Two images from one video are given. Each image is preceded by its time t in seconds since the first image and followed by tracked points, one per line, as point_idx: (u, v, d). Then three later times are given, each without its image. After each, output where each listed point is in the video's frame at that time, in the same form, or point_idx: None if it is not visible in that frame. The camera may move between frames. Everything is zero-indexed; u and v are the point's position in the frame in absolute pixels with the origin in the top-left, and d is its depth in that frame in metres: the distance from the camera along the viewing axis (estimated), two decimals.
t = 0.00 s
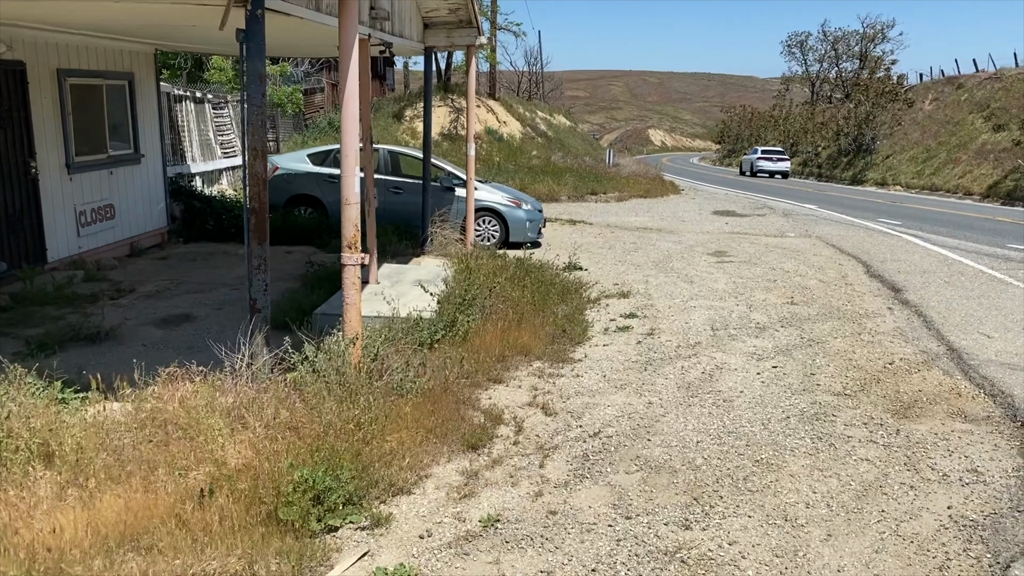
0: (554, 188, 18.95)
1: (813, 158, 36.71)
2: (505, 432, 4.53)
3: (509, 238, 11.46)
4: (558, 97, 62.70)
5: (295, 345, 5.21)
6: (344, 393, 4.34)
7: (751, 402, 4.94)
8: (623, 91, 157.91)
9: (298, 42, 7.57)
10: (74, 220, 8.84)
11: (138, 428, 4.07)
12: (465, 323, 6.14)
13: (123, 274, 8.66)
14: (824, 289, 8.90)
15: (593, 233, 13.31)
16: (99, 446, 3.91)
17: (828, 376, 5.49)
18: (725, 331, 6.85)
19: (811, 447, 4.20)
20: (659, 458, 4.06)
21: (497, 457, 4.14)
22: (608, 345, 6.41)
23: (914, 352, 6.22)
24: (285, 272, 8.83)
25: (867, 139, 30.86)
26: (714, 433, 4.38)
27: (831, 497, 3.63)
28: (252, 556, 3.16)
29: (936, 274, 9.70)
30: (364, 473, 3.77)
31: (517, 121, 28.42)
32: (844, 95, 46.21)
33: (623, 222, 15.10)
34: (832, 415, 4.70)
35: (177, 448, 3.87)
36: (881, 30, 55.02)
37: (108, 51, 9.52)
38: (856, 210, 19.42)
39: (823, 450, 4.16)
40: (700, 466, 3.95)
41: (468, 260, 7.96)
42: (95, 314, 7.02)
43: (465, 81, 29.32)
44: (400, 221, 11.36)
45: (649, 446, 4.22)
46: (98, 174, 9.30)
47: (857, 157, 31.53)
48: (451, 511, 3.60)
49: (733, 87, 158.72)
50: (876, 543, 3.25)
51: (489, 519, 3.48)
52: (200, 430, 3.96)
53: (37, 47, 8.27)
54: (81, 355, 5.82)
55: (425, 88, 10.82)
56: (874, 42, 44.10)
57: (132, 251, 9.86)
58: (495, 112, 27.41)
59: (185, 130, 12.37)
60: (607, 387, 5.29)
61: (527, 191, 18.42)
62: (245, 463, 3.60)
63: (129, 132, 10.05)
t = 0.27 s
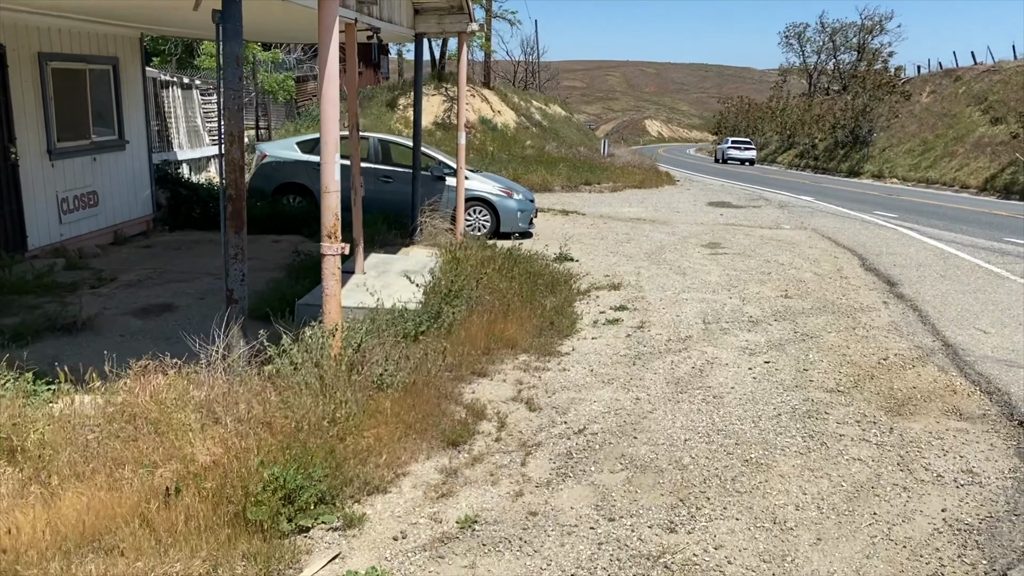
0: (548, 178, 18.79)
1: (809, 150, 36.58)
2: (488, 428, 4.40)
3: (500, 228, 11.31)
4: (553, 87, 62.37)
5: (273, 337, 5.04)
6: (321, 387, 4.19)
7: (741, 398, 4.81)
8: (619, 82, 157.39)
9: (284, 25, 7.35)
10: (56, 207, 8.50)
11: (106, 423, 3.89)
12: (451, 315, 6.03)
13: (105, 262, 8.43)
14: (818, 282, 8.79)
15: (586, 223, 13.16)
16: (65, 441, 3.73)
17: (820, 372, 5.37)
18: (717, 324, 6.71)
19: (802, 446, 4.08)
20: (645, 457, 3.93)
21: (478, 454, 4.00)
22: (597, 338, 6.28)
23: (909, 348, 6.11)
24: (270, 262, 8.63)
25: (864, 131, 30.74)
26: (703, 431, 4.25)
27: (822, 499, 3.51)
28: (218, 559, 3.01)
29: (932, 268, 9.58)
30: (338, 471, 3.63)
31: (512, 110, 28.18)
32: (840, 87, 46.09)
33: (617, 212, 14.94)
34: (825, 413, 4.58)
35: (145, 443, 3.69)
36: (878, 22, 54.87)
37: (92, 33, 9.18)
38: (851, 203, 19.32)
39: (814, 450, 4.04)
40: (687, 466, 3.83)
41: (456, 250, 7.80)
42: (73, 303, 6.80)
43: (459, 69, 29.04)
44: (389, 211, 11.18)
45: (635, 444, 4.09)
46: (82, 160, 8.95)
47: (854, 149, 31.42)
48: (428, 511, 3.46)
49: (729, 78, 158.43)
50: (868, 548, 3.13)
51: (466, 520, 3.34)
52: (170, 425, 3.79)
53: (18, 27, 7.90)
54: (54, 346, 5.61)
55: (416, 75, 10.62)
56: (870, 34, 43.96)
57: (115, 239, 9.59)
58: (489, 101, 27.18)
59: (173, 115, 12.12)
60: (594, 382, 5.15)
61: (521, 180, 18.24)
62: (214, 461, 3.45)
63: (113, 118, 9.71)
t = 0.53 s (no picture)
0: (546, 171, 18.61)
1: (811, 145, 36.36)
2: (472, 431, 4.26)
3: (495, 223, 11.16)
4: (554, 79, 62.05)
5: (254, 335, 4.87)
6: (299, 389, 4.04)
7: (734, 402, 4.67)
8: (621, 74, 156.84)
9: (273, 13, 7.14)
10: (43, 199, 8.16)
11: (74, 424, 3.73)
12: (440, 312, 5.90)
13: (92, 255, 8.25)
14: (817, 280, 8.64)
15: (582, 217, 13.00)
16: (31, 443, 3.55)
17: (816, 374, 5.23)
18: (713, 323, 6.56)
19: (796, 453, 3.94)
20: (633, 464, 3.79)
21: (460, 460, 3.86)
22: (589, 337, 6.13)
23: (909, 349, 5.98)
24: (260, 255, 8.46)
25: (866, 125, 30.55)
26: (694, 437, 4.11)
27: (815, 511, 3.38)
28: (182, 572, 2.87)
29: (932, 266, 9.44)
30: (312, 478, 3.50)
31: (511, 102, 27.96)
32: (843, 81, 45.84)
33: (615, 206, 14.78)
34: (820, 418, 4.44)
35: (113, 447, 3.53)
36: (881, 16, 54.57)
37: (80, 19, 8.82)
38: (852, 198, 19.15)
39: (808, 458, 3.90)
40: (676, 474, 3.68)
41: (448, 245, 7.65)
42: (55, 296, 6.61)
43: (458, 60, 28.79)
44: (383, 203, 11.02)
45: (623, 451, 3.95)
46: (69, 150, 8.62)
47: (855, 144, 31.23)
48: (404, 521, 3.33)
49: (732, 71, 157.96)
50: (862, 565, 2.99)
51: (444, 531, 3.20)
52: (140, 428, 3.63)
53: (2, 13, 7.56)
54: (30, 342, 5.43)
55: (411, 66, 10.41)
56: (873, 28, 43.70)
57: (103, 231, 9.27)
58: (489, 92, 26.95)
59: (165, 104, 11.92)
60: (583, 383, 5.01)
61: (519, 173, 18.07)
62: (182, 467, 3.29)
63: (103, 107, 9.36)
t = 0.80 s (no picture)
0: (551, 166, 18.45)
1: (818, 140, 36.12)
2: (468, 435, 4.13)
3: (497, 218, 11.01)
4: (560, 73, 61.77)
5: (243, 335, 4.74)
6: (288, 392, 3.91)
7: (738, 407, 4.53)
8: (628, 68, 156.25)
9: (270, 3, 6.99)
10: (37, 190, 8.04)
11: (54, 425, 3.59)
12: (437, 310, 5.80)
13: (87, 248, 8.11)
14: (824, 279, 8.49)
15: (586, 213, 12.84)
16: (8, 446, 3.42)
17: (823, 378, 5.09)
18: (718, 323, 6.41)
19: (803, 462, 3.80)
20: (633, 472, 3.65)
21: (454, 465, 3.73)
22: (590, 337, 6.00)
23: (918, 352, 5.82)
24: (258, 250, 8.33)
25: (874, 121, 30.28)
26: (697, 443, 3.97)
27: (822, 524, 3.24)
28: None
29: (942, 265, 9.27)
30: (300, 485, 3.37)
31: (516, 95, 27.75)
32: (851, 76, 45.49)
33: (619, 202, 14.61)
34: (827, 425, 4.31)
35: (94, 449, 3.40)
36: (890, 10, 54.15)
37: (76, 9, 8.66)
38: (860, 195, 18.94)
39: (815, 467, 3.76)
40: (678, 483, 3.55)
41: (448, 241, 7.51)
42: (48, 290, 6.49)
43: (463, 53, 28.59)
44: (384, 198, 10.88)
45: (623, 458, 3.81)
46: (65, 141, 8.48)
47: (863, 140, 30.97)
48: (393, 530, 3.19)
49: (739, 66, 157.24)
50: None
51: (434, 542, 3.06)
52: (122, 430, 3.50)
53: None
54: (19, 338, 5.31)
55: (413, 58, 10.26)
56: (883, 22, 43.33)
57: (100, 223, 9.14)
58: (494, 86, 26.77)
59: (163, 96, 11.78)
60: (583, 386, 4.88)
61: (523, 167, 17.90)
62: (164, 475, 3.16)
63: (100, 98, 9.22)
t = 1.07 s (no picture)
0: (558, 159, 18.27)
1: (828, 135, 35.82)
2: (471, 438, 3.98)
3: (503, 212, 10.86)
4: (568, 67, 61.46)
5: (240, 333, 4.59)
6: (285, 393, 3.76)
7: (750, 411, 4.37)
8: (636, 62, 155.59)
9: None
10: (36, 181, 7.91)
11: (41, 425, 3.45)
12: (441, 306, 5.66)
13: (86, 241, 7.99)
14: (836, 277, 8.31)
15: (594, 207, 12.67)
16: None
17: (838, 380, 4.92)
18: (728, 322, 6.26)
19: (819, 470, 3.65)
20: (642, 479, 3.51)
21: (457, 470, 3.58)
22: (597, 335, 5.84)
23: (935, 353, 5.65)
24: (260, 244, 8.19)
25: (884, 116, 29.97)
26: (708, 449, 3.82)
27: (841, 537, 3.09)
28: None
29: (957, 264, 9.08)
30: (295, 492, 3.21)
31: (523, 89, 27.54)
32: (862, 71, 45.11)
33: (627, 197, 14.43)
34: (843, 430, 4.15)
35: (81, 452, 3.25)
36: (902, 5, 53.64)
37: None
38: (871, 191, 18.71)
39: (832, 475, 3.61)
40: (688, 492, 3.40)
41: (452, 235, 7.36)
42: (44, 283, 6.36)
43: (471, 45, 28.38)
44: (389, 191, 10.72)
45: (631, 464, 3.66)
46: (65, 132, 8.34)
47: (873, 136, 30.66)
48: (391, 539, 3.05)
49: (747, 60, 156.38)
50: None
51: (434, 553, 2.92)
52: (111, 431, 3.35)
53: None
54: (12, 333, 5.18)
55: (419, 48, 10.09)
56: (894, 17, 42.92)
57: (100, 216, 9.00)
58: (501, 79, 26.58)
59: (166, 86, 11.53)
60: (590, 386, 4.73)
61: (529, 161, 17.73)
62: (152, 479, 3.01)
63: (101, 88, 9.07)
